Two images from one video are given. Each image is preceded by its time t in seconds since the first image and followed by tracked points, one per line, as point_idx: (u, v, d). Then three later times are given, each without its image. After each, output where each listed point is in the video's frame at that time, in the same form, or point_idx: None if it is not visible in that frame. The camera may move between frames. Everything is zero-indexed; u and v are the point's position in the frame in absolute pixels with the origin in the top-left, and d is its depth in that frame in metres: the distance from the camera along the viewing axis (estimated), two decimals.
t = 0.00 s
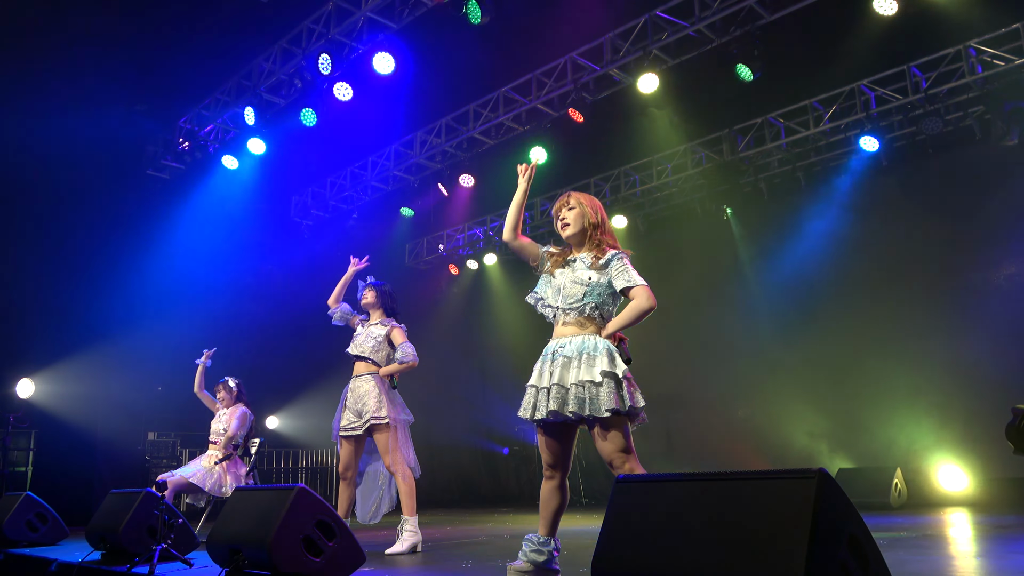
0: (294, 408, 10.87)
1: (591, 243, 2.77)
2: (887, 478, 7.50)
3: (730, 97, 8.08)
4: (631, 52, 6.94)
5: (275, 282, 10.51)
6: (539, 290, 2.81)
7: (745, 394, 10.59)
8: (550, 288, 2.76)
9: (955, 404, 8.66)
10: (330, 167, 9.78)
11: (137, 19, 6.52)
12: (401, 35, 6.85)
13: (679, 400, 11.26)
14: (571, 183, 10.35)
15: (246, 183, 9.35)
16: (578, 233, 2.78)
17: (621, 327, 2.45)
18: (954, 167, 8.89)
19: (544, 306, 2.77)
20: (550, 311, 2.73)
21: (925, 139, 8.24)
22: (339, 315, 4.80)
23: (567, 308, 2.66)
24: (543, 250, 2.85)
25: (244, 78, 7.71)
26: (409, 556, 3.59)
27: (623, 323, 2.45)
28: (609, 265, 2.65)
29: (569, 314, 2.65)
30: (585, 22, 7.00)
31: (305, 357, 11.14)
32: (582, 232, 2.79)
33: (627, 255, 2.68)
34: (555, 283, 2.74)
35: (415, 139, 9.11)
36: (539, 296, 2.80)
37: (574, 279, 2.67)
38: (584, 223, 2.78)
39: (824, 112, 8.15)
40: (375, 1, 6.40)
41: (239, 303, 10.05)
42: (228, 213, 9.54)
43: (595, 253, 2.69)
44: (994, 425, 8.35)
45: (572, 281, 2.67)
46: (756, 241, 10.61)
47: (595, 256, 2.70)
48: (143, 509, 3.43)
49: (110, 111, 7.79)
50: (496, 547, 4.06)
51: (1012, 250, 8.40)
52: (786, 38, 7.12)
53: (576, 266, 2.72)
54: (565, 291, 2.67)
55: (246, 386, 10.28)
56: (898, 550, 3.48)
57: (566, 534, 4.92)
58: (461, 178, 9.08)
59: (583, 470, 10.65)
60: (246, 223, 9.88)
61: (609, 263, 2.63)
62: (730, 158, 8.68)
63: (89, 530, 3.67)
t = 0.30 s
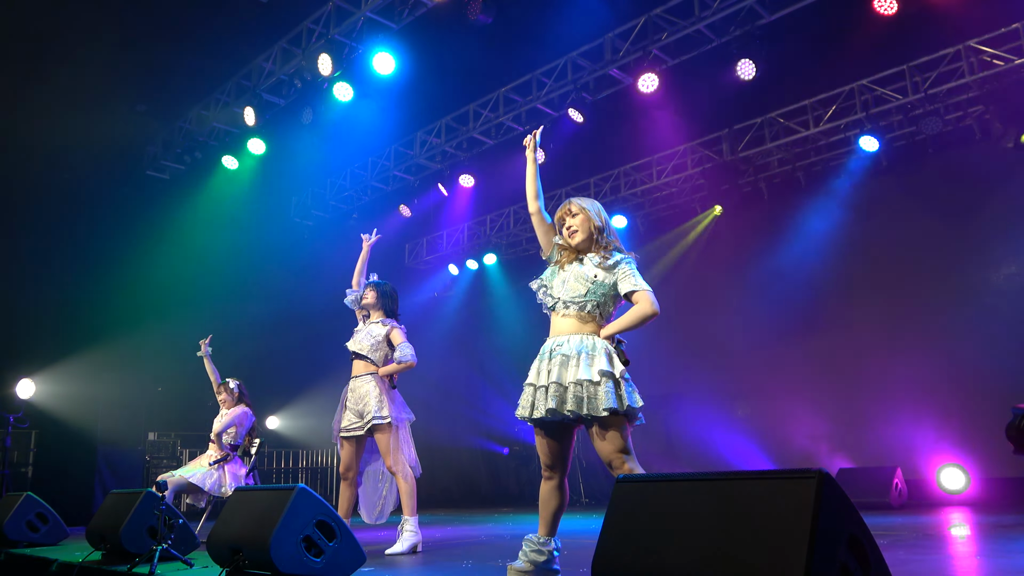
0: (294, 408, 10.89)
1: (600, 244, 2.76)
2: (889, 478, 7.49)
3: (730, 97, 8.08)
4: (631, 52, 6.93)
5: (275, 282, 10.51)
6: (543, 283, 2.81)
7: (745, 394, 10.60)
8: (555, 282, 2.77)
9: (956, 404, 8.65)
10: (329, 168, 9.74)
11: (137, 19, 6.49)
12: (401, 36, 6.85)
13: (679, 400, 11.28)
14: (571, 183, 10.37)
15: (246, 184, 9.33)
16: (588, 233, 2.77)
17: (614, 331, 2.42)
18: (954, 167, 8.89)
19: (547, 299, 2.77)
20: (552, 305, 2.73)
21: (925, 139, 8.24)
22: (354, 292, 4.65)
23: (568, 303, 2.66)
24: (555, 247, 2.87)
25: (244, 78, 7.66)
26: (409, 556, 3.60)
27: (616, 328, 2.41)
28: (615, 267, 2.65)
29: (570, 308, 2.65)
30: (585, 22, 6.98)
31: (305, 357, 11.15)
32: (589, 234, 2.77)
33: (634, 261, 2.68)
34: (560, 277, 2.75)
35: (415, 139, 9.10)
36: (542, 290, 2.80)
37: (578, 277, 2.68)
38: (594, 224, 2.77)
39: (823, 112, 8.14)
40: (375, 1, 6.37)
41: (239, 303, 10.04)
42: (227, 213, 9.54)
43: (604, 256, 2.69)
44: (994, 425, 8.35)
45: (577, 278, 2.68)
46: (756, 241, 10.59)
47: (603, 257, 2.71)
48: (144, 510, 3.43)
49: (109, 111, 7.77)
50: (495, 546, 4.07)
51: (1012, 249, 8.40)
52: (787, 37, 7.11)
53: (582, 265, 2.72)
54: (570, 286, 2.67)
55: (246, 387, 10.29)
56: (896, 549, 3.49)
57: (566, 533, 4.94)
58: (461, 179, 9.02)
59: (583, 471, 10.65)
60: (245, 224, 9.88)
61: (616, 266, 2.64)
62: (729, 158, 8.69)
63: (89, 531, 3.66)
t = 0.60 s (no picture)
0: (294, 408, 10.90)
1: (592, 234, 2.76)
2: (889, 478, 7.49)
3: (731, 97, 8.07)
4: (631, 52, 6.92)
5: (275, 282, 10.50)
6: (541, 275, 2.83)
7: (745, 394, 10.61)
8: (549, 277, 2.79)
9: (956, 404, 8.66)
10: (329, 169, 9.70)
11: (137, 20, 6.47)
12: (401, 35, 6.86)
13: (678, 400, 11.30)
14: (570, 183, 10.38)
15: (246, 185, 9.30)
16: (579, 222, 2.77)
17: (615, 323, 2.41)
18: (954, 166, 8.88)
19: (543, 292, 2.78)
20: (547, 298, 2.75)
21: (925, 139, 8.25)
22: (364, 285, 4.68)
23: (561, 296, 2.67)
24: (551, 242, 2.88)
25: (244, 78, 7.61)
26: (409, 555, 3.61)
27: (615, 319, 2.40)
28: (604, 258, 2.66)
29: (563, 303, 2.66)
30: (585, 23, 6.97)
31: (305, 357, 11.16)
32: (583, 225, 2.77)
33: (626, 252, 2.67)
34: (554, 271, 2.76)
35: (415, 138, 9.07)
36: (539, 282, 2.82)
37: (570, 271, 2.68)
38: (585, 213, 2.77)
39: (823, 111, 8.16)
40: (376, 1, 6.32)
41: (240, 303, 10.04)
42: (226, 214, 9.53)
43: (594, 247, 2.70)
44: (995, 424, 8.36)
45: (569, 271, 2.68)
46: (758, 241, 10.56)
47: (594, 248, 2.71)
48: (144, 510, 3.43)
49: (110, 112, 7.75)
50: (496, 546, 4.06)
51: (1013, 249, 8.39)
52: (788, 37, 7.10)
53: (574, 258, 2.73)
54: (562, 280, 2.68)
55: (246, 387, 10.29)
56: (896, 548, 3.49)
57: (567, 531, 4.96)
58: (461, 179, 9.11)
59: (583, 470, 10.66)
60: (245, 224, 9.87)
61: (606, 257, 2.63)
62: (729, 157, 8.75)
63: (89, 531, 3.67)
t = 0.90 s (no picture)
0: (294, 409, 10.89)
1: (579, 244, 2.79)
2: (889, 478, 7.48)
3: (730, 97, 8.08)
4: (631, 53, 6.92)
5: (275, 283, 10.50)
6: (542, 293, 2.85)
7: (745, 394, 10.62)
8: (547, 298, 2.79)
9: (956, 403, 8.67)
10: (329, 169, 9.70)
11: (138, 20, 6.47)
12: (401, 35, 6.86)
13: (678, 400, 11.33)
14: (570, 183, 10.41)
15: (246, 185, 9.30)
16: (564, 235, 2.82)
17: (609, 331, 2.46)
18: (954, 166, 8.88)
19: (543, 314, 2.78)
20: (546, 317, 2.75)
21: (925, 139, 8.25)
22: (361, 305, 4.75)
23: (556, 312, 2.67)
24: (547, 261, 2.89)
25: (244, 79, 7.61)
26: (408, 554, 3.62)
27: (608, 329, 2.46)
28: (590, 264, 2.67)
29: (559, 318, 2.66)
30: (585, 23, 6.97)
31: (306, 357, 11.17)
32: (572, 227, 2.83)
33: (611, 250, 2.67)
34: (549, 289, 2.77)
35: (415, 138, 9.07)
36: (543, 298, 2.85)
37: (561, 285, 2.69)
38: (568, 225, 2.82)
39: (822, 112, 8.17)
40: (376, 2, 6.32)
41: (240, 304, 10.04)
42: (227, 213, 9.54)
43: (580, 253, 2.72)
44: (995, 424, 8.36)
45: (561, 285, 2.69)
46: (758, 241, 10.55)
47: (581, 255, 2.72)
48: (144, 510, 3.44)
49: (109, 113, 7.73)
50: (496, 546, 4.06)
51: (1014, 250, 8.39)
52: (788, 37, 7.10)
53: (564, 271, 2.74)
54: (555, 296, 2.69)
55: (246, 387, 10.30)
56: (894, 549, 3.50)
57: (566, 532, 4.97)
58: (461, 179, 9.29)
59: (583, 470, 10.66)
60: (245, 224, 9.88)
61: (593, 261, 2.64)
62: (729, 157, 8.76)
63: (89, 531, 3.67)
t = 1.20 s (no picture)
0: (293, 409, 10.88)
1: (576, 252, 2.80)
2: (889, 478, 7.48)
3: (731, 97, 8.08)
4: (631, 53, 6.92)
5: (275, 283, 10.49)
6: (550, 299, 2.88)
7: (745, 394, 10.62)
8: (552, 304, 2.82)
9: (956, 404, 8.67)
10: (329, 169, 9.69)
11: (137, 19, 6.45)
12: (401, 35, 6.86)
13: (678, 400, 11.34)
14: (570, 183, 10.42)
15: (246, 185, 9.30)
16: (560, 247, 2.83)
17: (600, 331, 2.45)
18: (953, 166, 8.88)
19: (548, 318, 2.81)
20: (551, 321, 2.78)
21: (925, 139, 8.24)
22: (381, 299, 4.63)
23: (557, 313, 2.70)
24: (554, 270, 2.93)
25: (244, 79, 7.61)
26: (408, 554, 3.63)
27: (597, 333, 2.46)
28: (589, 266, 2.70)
29: (559, 320, 2.69)
30: (585, 24, 6.97)
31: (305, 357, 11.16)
32: (572, 242, 2.82)
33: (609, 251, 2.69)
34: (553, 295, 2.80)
35: (415, 138, 9.06)
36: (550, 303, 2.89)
37: (562, 288, 2.73)
38: (562, 238, 2.82)
39: (823, 112, 8.16)
40: (376, 2, 6.31)
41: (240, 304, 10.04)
42: (227, 213, 9.54)
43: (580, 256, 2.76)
44: (995, 425, 8.36)
45: (562, 289, 2.73)
46: (757, 241, 10.54)
47: (581, 259, 2.76)
48: (144, 509, 3.43)
49: (109, 113, 7.72)
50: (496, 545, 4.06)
51: (1014, 250, 8.38)
52: (788, 37, 7.10)
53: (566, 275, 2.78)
54: (556, 299, 2.72)
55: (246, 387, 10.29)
56: (893, 549, 3.50)
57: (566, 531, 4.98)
58: (461, 179, 9.24)
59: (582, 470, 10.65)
60: (245, 224, 9.89)
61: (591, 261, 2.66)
62: (729, 157, 8.77)
63: (89, 532, 3.66)
